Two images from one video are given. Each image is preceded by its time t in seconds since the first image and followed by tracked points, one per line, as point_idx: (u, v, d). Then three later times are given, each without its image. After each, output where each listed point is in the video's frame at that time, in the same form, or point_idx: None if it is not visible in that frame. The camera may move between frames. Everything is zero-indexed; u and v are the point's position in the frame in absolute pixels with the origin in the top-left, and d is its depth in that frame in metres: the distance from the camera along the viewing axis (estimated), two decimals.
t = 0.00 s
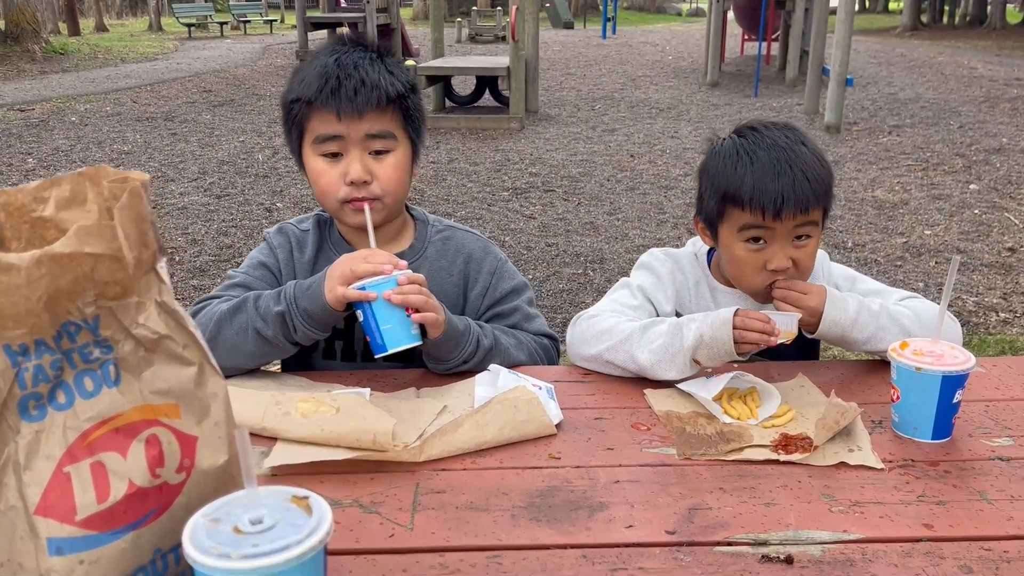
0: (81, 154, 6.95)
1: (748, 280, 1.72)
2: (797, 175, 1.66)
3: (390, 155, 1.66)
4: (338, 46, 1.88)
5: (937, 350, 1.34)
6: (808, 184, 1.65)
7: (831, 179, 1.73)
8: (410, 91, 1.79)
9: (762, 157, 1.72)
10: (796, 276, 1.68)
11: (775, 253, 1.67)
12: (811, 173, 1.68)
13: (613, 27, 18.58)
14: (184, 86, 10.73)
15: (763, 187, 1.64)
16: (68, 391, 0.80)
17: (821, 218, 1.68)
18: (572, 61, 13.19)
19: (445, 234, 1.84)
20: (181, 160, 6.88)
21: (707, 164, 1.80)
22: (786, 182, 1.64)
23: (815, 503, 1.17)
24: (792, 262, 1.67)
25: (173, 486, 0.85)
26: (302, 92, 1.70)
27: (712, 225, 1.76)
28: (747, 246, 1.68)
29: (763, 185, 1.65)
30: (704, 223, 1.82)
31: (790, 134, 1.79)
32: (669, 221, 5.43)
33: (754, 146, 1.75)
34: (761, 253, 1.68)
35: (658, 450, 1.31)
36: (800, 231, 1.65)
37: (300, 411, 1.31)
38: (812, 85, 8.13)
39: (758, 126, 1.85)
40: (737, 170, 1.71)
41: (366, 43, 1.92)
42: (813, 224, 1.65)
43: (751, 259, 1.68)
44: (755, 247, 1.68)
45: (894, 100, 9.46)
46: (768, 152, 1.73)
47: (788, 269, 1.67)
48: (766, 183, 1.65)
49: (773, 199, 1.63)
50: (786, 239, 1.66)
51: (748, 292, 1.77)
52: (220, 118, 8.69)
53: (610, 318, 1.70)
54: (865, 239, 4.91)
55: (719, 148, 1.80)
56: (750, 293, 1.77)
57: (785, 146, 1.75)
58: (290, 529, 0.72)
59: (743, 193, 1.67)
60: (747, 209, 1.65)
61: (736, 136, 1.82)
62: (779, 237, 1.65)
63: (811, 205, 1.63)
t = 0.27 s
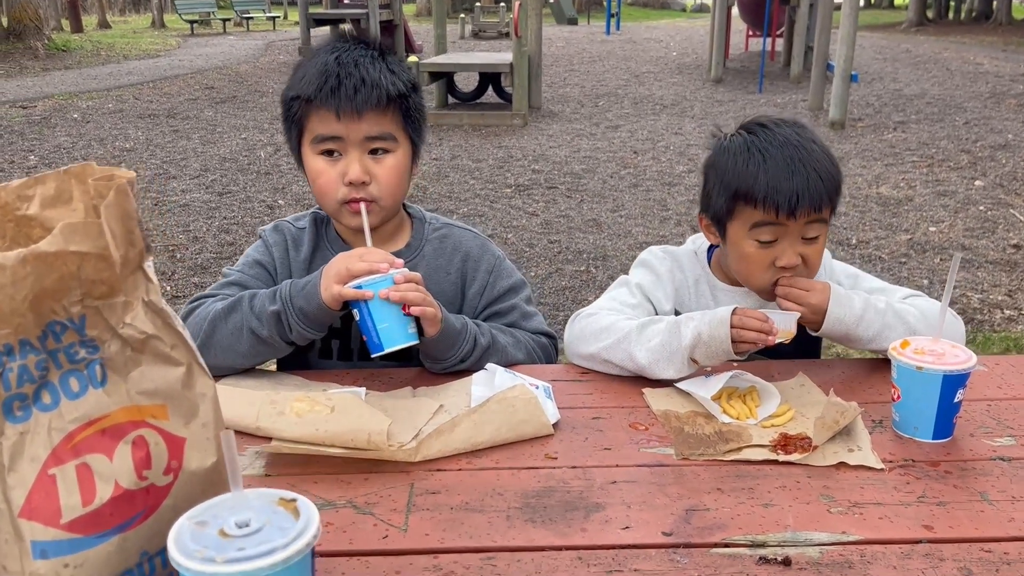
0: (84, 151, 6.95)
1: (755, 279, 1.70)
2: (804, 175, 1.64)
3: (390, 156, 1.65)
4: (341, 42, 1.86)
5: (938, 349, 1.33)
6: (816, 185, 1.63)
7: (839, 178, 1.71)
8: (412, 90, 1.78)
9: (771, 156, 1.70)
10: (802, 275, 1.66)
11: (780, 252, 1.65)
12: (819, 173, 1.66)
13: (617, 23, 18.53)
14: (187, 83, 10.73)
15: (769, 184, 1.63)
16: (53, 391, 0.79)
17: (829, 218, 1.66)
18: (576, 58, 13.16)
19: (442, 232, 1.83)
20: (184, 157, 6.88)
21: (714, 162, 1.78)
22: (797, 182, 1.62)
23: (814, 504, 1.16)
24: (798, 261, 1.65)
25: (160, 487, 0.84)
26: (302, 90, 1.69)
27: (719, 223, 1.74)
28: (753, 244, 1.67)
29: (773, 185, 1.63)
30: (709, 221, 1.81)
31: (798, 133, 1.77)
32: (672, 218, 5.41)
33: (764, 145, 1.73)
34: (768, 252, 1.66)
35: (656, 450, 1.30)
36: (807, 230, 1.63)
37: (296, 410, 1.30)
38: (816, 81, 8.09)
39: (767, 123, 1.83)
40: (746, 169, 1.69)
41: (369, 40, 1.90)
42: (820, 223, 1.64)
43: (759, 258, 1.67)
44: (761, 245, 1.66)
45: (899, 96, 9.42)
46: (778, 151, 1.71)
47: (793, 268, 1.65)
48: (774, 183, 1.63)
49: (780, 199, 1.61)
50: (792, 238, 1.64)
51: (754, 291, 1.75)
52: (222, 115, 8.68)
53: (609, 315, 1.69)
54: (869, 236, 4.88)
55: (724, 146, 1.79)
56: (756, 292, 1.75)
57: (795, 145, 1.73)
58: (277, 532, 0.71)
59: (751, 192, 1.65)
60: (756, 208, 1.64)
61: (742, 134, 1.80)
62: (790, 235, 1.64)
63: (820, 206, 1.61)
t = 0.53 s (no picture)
0: (87, 150, 6.96)
1: (754, 280, 1.70)
2: (806, 175, 1.64)
3: (391, 158, 1.65)
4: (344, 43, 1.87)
5: (935, 352, 1.33)
6: (817, 186, 1.63)
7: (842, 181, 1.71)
8: (415, 93, 1.78)
9: (774, 156, 1.70)
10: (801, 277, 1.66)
11: (781, 253, 1.65)
12: (821, 174, 1.66)
13: (620, 20, 18.50)
14: (190, 81, 10.73)
15: (771, 184, 1.63)
16: (49, 398, 0.80)
17: (831, 219, 1.66)
18: (579, 55, 13.14)
19: (441, 234, 1.84)
20: (186, 156, 6.88)
21: (716, 162, 1.78)
22: (799, 182, 1.62)
23: (809, 508, 1.16)
24: (798, 263, 1.65)
25: (155, 494, 0.85)
26: (304, 90, 1.69)
27: (721, 223, 1.74)
28: (753, 244, 1.66)
29: (775, 185, 1.63)
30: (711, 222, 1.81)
31: (801, 134, 1.77)
32: (674, 217, 5.41)
33: (766, 146, 1.74)
34: (770, 253, 1.66)
35: (653, 453, 1.30)
36: (807, 232, 1.63)
37: (294, 413, 1.30)
38: (819, 79, 8.07)
39: (769, 124, 1.83)
40: (749, 169, 1.69)
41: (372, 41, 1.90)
42: (821, 225, 1.63)
43: (760, 260, 1.67)
44: (762, 245, 1.66)
45: (902, 94, 9.40)
46: (780, 151, 1.71)
47: (793, 269, 1.65)
48: (776, 183, 1.63)
49: (780, 199, 1.61)
50: (793, 239, 1.64)
51: (755, 294, 1.75)
52: (225, 113, 8.69)
53: (608, 318, 1.69)
54: (872, 235, 4.88)
55: (727, 146, 1.79)
56: (756, 295, 1.75)
57: (798, 146, 1.73)
58: (271, 540, 0.72)
59: (753, 192, 1.65)
60: (759, 208, 1.64)
61: (745, 135, 1.80)
62: (791, 238, 1.63)
63: (822, 206, 1.61)
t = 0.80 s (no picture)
0: (89, 148, 6.97)
1: (754, 277, 1.69)
2: (810, 174, 1.63)
3: (393, 157, 1.65)
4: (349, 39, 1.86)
5: (937, 347, 1.32)
6: (820, 184, 1.63)
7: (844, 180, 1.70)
8: (418, 91, 1.77)
9: (773, 151, 1.69)
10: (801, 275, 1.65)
11: (781, 250, 1.64)
12: (824, 172, 1.65)
13: (622, 18, 18.47)
14: (193, 79, 10.73)
15: (775, 181, 1.62)
16: (46, 392, 0.80)
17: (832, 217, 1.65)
18: (581, 53, 13.12)
19: (443, 229, 1.83)
20: (189, 154, 6.89)
21: (718, 158, 1.77)
22: (793, 175, 1.62)
23: (810, 503, 1.15)
24: (799, 260, 1.64)
25: (153, 488, 0.85)
26: (307, 88, 1.69)
27: (719, 218, 1.74)
28: (753, 241, 1.66)
29: (770, 178, 1.63)
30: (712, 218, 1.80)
31: (805, 132, 1.76)
32: (677, 214, 5.40)
33: (763, 140, 1.73)
34: (769, 248, 1.65)
35: (654, 449, 1.30)
36: (808, 229, 1.62)
37: (294, 409, 1.30)
38: (822, 76, 8.05)
39: (767, 119, 1.82)
40: (745, 163, 1.69)
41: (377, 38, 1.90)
42: (822, 223, 1.63)
43: (760, 256, 1.66)
44: (761, 242, 1.65)
45: (905, 91, 9.37)
46: (775, 145, 1.70)
47: (793, 267, 1.64)
48: (776, 178, 1.63)
49: (782, 196, 1.60)
50: (794, 236, 1.63)
51: (756, 290, 1.74)
52: (228, 111, 8.69)
53: (609, 314, 1.69)
54: (874, 232, 4.86)
55: (730, 142, 1.78)
56: (756, 290, 1.74)
57: (793, 139, 1.72)
58: (268, 534, 0.72)
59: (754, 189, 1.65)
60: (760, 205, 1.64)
61: (749, 131, 1.79)
62: (789, 233, 1.63)
63: (818, 199, 1.60)
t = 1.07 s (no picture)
0: (92, 147, 6.97)
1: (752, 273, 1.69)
2: (812, 172, 1.63)
3: (394, 156, 1.65)
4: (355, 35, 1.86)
5: (939, 345, 1.32)
6: (820, 182, 1.62)
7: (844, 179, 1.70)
8: (422, 90, 1.77)
9: (775, 148, 1.69)
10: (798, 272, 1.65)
11: (778, 246, 1.64)
12: (825, 171, 1.65)
13: (624, 18, 18.46)
14: (195, 79, 10.74)
15: (775, 178, 1.62)
16: (47, 386, 0.80)
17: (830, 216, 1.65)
18: (583, 52, 13.12)
19: (444, 227, 1.83)
20: (191, 153, 6.89)
21: (720, 152, 1.77)
22: (789, 171, 1.62)
23: (812, 500, 1.15)
24: (795, 257, 1.64)
25: (154, 484, 0.85)
26: (311, 84, 1.69)
27: (716, 213, 1.74)
28: (749, 237, 1.66)
29: (765, 174, 1.63)
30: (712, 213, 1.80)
31: (808, 130, 1.76)
32: (679, 213, 5.40)
33: (763, 136, 1.73)
34: (763, 244, 1.65)
35: (655, 445, 1.30)
36: (806, 227, 1.62)
37: (295, 406, 1.30)
38: (824, 75, 8.05)
39: (768, 115, 1.82)
40: (742, 158, 1.69)
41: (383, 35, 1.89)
42: (820, 221, 1.63)
43: (756, 252, 1.66)
44: (757, 238, 1.66)
45: (908, 90, 9.36)
46: (774, 141, 1.70)
47: (790, 263, 1.64)
48: (776, 175, 1.62)
49: (782, 193, 1.60)
50: (791, 233, 1.63)
51: (751, 285, 1.75)
52: (230, 111, 8.70)
53: (610, 311, 1.69)
54: (877, 231, 4.86)
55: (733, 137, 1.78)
56: (753, 286, 1.74)
57: (791, 135, 1.72)
58: (269, 529, 0.72)
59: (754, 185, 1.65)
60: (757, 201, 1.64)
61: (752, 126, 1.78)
62: (784, 230, 1.63)
63: (814, 196, 1.60)
